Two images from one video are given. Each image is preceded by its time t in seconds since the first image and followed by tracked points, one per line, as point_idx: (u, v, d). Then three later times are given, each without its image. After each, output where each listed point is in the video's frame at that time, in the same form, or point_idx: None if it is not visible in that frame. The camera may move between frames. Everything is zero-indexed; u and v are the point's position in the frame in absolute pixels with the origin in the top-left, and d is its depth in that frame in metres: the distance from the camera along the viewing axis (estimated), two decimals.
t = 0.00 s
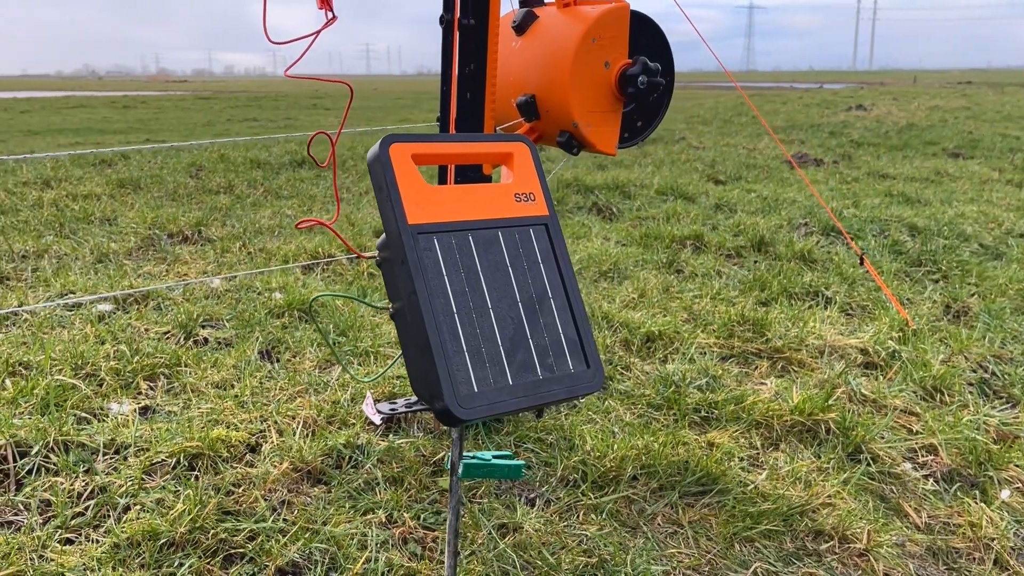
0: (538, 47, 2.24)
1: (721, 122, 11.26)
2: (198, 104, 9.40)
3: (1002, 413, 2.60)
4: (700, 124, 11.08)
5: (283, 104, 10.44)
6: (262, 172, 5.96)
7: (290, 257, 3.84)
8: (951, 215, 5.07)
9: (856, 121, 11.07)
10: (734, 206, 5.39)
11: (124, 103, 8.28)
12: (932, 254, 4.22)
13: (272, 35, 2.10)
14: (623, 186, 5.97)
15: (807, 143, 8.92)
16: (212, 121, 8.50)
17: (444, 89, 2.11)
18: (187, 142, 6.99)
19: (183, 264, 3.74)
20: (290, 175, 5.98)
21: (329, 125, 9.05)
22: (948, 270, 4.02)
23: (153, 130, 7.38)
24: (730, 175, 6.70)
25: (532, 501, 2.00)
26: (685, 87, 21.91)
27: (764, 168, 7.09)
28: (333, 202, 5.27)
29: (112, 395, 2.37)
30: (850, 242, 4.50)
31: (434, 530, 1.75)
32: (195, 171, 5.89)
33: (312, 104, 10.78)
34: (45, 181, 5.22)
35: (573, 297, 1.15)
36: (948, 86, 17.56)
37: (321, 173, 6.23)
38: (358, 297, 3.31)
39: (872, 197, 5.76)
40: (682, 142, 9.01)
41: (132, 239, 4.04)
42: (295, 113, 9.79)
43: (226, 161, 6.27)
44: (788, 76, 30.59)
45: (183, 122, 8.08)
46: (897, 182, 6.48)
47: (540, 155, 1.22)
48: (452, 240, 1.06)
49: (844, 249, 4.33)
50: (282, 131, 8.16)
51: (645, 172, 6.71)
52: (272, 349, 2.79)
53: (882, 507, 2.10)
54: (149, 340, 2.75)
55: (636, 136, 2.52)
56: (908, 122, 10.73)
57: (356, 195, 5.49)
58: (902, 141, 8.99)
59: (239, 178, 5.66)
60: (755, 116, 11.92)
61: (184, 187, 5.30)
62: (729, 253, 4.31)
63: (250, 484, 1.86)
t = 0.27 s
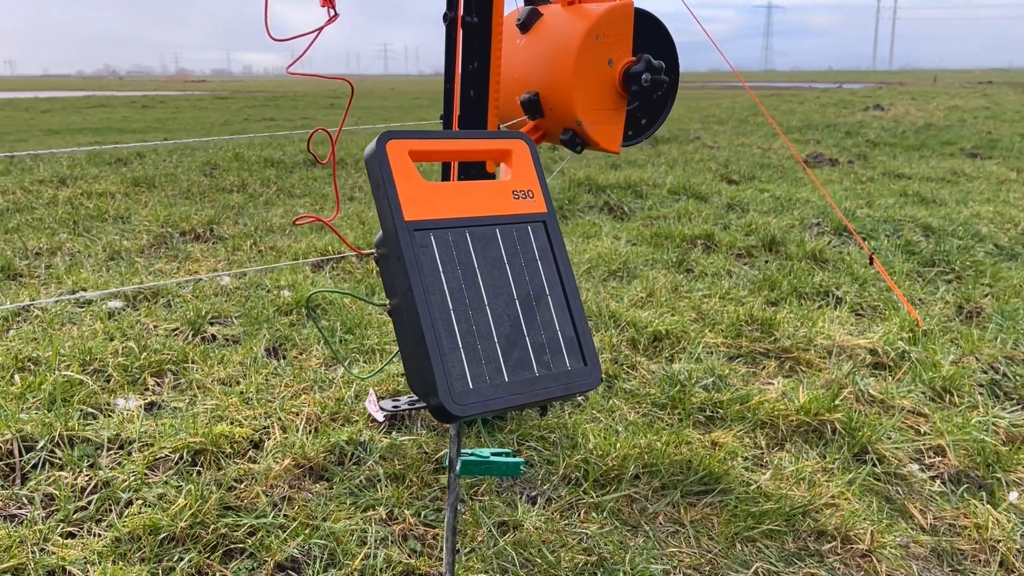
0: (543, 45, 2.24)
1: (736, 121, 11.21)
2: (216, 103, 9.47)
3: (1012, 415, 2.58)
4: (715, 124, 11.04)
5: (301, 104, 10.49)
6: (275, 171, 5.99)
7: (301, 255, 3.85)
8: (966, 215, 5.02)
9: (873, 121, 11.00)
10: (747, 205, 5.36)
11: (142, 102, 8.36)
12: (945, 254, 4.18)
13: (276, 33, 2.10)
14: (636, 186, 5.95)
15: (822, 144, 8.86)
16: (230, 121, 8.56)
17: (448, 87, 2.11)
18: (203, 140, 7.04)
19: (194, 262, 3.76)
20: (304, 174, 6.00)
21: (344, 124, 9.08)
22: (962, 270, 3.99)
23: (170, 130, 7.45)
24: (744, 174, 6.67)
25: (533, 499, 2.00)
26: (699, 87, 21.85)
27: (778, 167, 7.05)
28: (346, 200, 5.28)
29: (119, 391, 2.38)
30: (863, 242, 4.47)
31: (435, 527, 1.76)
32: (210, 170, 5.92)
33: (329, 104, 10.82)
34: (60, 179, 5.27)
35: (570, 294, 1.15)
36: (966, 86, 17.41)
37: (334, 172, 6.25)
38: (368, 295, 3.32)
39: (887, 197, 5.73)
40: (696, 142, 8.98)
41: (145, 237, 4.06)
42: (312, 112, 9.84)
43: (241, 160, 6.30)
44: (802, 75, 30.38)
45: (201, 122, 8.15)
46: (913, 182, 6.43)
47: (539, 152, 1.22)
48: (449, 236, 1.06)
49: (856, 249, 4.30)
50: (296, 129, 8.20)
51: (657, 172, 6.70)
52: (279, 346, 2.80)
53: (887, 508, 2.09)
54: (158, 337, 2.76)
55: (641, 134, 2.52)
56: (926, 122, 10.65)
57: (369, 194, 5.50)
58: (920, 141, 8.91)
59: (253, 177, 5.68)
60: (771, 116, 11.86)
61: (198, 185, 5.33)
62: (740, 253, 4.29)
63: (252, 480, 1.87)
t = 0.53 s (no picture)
0: (548, 45, 2.24)
1: (753, 122, 11.18)
2: (234, 103, 9.56)
3: None
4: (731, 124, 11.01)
5: (318, 104, 10.55)
6: (290, 171, 6.02)
7: (312, 254, 3.87)
8: (983, 216, 4.99)
9: (891, 121, 10.93)
10: (760, 206, 5.34)
11: (162, 102, 8.46)
12: (960, 255, 4.14)
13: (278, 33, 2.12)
14: (649, 186, 5.94)
15: (838, 144, 8.81)
16: (248, 121, 8.62)
17: (452, 86, 2.12)
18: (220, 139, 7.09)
19: (207, 260, 3.78)
20: (318, 174, 6.03)
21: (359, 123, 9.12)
22: (977, 271, 3.95)
23: (189, 129, 7.52)
24: (759, 174, 6.64)
25: (535, 498, 2.00)
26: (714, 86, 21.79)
27: (793, 168, 7.02)
28: (359, 199, 5.30)
29: (128, 388, 2.41)
30: (877, 243, 4.45)
31: (436, 525, 1.77)
32: (226, 169, 5.96)
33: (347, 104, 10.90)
34: (77, 178, 5.32)
35: (569, 294, 1.15)
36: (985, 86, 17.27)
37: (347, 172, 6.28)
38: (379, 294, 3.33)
39: (903, 198, 5.69)
40: (712, 142, 8.96)
41: (159, 235, 4.10)
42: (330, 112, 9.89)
43: (256, 160, 6.33)
44: (817, 75, 30.21)
45: (219, 121, 8.21)
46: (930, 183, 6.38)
47: (538, 152, 1.22)
48: (446, 235, 1.07)
49: (868, 250, 4.28)
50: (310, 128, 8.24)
51: (671, 172, 6.69)
52: (287, 344, 2.82)
53: (892, 510, 2.08)
54: (169, 334, 2.79)
55: (645, 133, 2.52)
56: (945, 122, 10.58)
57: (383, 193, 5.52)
58: (938, 141, 8.84)
59: (268, 176, 5.72)
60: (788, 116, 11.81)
61: (213, 184, 5.36)
62: (752, 254, 4.28)
63: (255, 477, 1.88)
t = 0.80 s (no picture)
0: (557, 44, 2.24)
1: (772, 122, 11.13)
2: (255, 103, 9.65)
3: None
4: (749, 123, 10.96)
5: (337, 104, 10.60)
6: (308, 170, 6.05)
7: (327, 253, 3.89)
8: (1003, 217, 4.93)
9: (913, 121, 10.83)
10: (776, 206, 5.32)
11: (185, 102, 8.56)
12: (978, 256, 4.10)
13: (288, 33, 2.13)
14: (664, 186, 5.92)
15: (858, 144, 8.75)
16: (270, 121, 8.69)
17: (461, 86, 2.12)
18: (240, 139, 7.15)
19: (222, 258, 3.81)
20: (334, 174, 6.06)
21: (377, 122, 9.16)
22: (995, 273, 3.91)
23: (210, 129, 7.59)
24: (776, 174, 6.61)
25: (541, 497, 2.01)
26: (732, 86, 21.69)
27: (811, 168, 6.98)
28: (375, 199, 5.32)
29: (141, 384, 2.43)
30: (894, 244, 4.41)
31: (441, 523, 1.77)
32: (244, 168, 6.01)
33: (369, 104, 11.00)
34: (98, 177, 5.38)
35: (572, 293, 1.16)
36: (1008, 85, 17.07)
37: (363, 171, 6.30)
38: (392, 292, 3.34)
39: (922, 198, 5.64)
40: (731, 142, 8.93)
41: (176, 234, 4.14)
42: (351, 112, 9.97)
43: (274, 159, 6.38)
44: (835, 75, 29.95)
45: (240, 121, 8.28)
46: (950, 184, 6.32)
47: (543, 151, 1.23)
48: (450, 234, 1.07)
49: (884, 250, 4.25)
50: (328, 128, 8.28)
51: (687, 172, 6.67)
52: (299, 342, 2.84)
53: (901, 512, 2.07)
54: (183, 332, 2.81)
55: (655, 133, 2.51)
56: (968, 122, 10.47)
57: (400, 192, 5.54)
58: (959, 141, 8.75)
59: (285, 176, 5.75)
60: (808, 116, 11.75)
61: (231, 183, 5.40)
62: (767, 254, 4.26)
63: (263, 473, 1.90)
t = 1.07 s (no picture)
0: (566, 45, 2.24)
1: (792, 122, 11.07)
2: (277, 103, 9.71)
3: None
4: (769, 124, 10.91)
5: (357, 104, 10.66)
6: (325, 170, 6.09)
7: (342, 252, 3.91)
8: None
9: (936, 121, 10.73)
10: (793, 207, 5.28)
11: (208, 103, 8.65)
12: (996, 258, 4.05)
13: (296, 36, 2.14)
14: (680, 186, 5.91)
15: (879, 145, 8.68)
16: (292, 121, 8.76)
17: (469, 87, 2.12)
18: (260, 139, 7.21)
19: (239, 257, 3.85)
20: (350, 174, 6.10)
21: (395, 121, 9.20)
22: (1014, 276, 3.87)
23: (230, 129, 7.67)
24: (795, 175, 6.57)
25: (548, 497, 2.01)
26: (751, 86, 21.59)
27: (829, 169, 6.94)
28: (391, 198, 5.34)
29: (154, 382, 2.46)
30: (911, 246, 4.37)
31: (447, 522, 1.78)
32: (262, 168, 6.06)
33: (388, 104, 11.04)
34: (118, 176, 5.45)
35: (575, 294, 1.16)
36: None
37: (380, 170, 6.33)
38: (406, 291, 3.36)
39: (942, 199, 5.58)
40: (749, 142, 8.90)
41: (194, 233, 4.18)
42: (371, 113, 10.03)
43: (292, 159, 6.42)
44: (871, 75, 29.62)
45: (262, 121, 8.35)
46: (971, 185, 6.25)
47: (546, 151, 1.23)
48: (452, 234, 1.08)
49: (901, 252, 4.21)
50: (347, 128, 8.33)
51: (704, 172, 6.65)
52: (311, 340, 2.85)
53: (911, 515, 2.05)
54: (197, 330, 2.84)
55: (664, 133, 2.51)
56: (992, 123, 10.36)
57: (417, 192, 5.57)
58: (982, 142, 8.65)
59: (302, 175, 5.80)
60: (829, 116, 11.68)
61: (250, 183, 5.45)
62: (783, 255, 4.23)
63: (270, 470, 1.92)
